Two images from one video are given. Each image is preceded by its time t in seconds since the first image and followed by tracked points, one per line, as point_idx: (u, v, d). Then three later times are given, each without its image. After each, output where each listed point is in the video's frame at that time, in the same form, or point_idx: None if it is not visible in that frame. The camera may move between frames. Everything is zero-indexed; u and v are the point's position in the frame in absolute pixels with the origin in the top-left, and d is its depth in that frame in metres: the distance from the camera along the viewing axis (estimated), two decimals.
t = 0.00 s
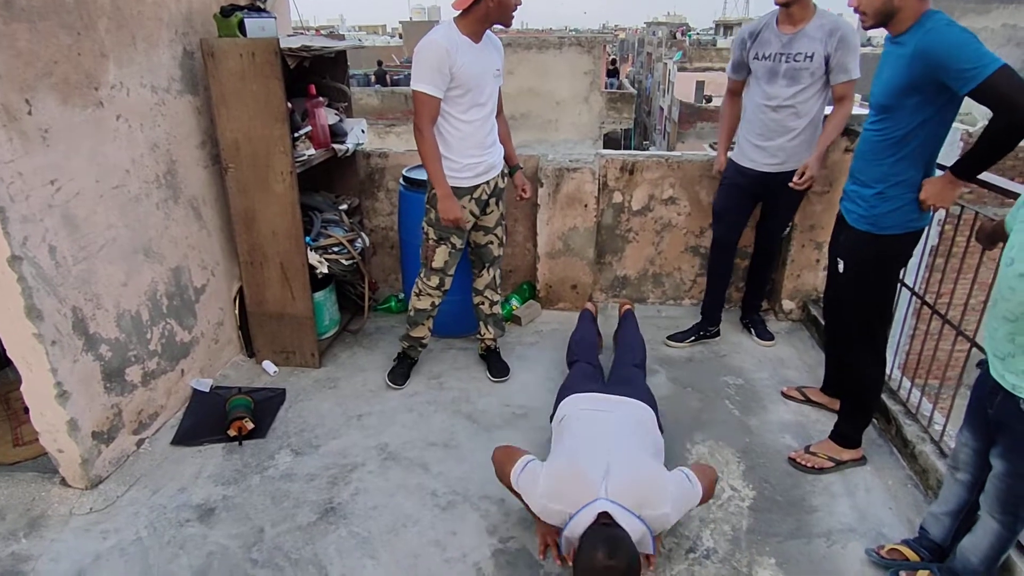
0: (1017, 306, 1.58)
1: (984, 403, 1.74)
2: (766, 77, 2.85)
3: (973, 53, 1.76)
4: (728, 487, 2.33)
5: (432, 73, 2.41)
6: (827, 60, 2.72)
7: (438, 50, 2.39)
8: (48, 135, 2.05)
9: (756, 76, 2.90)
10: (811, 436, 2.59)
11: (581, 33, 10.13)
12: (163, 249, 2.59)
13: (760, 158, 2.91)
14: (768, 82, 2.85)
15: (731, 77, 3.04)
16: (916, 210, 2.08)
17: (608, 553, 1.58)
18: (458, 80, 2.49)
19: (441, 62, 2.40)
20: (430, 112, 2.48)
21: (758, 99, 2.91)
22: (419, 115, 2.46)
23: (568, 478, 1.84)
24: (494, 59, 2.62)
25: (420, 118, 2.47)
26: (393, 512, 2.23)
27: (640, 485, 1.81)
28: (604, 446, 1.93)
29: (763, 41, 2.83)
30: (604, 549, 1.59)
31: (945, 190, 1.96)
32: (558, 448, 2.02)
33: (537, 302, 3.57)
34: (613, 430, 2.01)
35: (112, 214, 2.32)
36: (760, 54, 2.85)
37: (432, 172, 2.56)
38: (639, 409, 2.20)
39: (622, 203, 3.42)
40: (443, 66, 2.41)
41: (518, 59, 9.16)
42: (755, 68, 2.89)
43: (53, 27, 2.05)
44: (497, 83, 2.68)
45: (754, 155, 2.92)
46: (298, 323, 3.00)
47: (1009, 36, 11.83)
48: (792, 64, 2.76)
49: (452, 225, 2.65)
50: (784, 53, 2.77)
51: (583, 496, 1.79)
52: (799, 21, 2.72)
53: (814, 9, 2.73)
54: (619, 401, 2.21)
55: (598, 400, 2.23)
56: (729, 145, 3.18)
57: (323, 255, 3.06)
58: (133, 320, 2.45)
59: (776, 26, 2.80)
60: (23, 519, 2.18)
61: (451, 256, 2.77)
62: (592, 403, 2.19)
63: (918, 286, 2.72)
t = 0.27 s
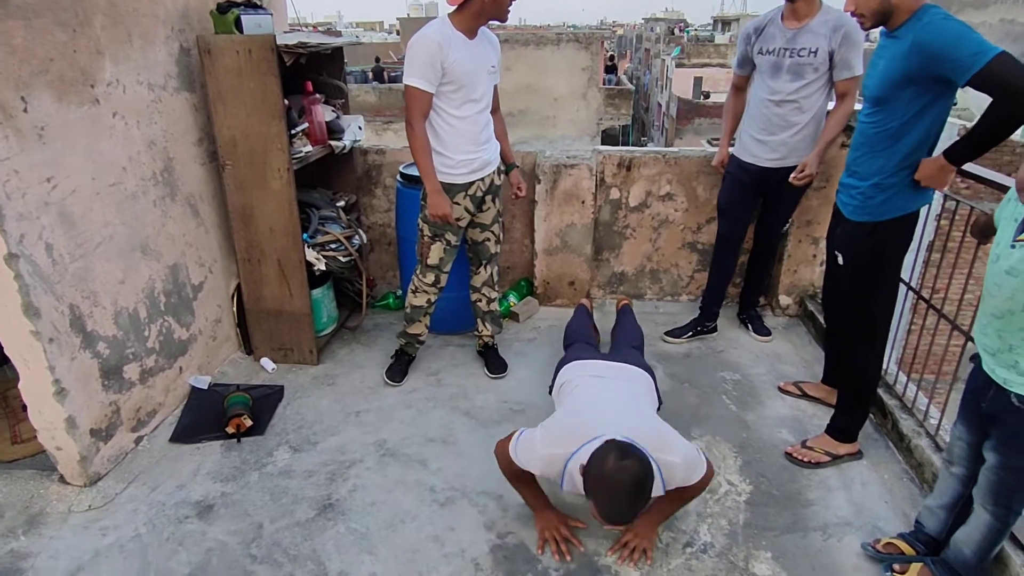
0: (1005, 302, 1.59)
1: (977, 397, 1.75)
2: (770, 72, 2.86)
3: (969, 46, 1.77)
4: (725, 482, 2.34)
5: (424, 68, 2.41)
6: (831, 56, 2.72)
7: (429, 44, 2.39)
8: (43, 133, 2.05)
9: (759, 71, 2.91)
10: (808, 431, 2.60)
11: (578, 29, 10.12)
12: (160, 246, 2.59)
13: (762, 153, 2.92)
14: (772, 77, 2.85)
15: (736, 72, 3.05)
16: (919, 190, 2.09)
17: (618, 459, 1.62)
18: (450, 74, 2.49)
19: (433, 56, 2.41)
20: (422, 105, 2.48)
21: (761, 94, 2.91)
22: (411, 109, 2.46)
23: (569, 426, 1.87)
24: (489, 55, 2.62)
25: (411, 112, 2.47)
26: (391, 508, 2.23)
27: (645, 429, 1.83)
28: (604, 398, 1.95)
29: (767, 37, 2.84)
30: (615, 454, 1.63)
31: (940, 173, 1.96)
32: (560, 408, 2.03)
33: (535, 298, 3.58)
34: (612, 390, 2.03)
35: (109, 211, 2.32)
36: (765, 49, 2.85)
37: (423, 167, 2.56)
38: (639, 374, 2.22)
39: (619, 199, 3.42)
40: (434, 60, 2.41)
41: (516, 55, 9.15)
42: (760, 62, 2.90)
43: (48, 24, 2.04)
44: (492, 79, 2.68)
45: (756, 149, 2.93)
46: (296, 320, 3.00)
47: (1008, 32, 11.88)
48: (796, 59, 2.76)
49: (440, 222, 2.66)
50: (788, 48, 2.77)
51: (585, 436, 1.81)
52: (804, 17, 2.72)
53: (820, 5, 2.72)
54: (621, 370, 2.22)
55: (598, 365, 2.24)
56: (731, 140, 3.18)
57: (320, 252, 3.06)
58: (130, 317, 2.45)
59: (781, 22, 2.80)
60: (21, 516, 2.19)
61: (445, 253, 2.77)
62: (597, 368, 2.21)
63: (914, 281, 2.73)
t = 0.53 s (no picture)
0: (1005, 296, 1.59)
1: (973, 394, 1.75)
2: (769, 71, 2.85)
3: (966, 46, 1.77)
4: (721, 480, 2.34)
5: (416, 66, 2.41)
6: (830, 55, 2.72)
7: (421, 43, 2.39)
8: (37, 133, 2.04)
9: (758, 70, 2.91)
10: (804, 429, 2.60)
11: (575, 28, 10.12)
12: (155, 247, 2.58)
13: (761, 151, 2.92)
14: (772, 76, 2.85)
15: (735, 72, 3.05)
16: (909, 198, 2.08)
17: (611, 351, 1.62)
18: (442, 73, 2.49)
19: (425, 55, 2.41)
20: (414, 104, 2.48)
21: (761, 92, 2.91)
22: (404, 108, 2.46)
23: (563, 328, 1.86)
24: (482, 54, 2.62)
25: (404, 111, 2.47)
26: (388, 508, 2.23)
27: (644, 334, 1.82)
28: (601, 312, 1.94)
29: (767, 36, 2.84)
30: (608, 347, 1.64)
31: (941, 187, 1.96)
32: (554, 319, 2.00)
33: (531, 297, 3.58)
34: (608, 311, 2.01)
35: (103, 212, 2.31)
36: (765, 48, 2.85)
37: (416, 167, 2.56)
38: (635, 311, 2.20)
39: (615, 198, 3.42)
40: (426, 59, 2.41)
41: (512, 54, 9.14)
42: (759, 62, 2.90)
43: (41, 24, 2.03)
44: (485, 78, 2.68)
45: (755, 148, 2.92)
46: (292, 320, 2.99)
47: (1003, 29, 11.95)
48: (796, 58, 2.76)
49: (434, 219, 2.64)
50: (788, 47, 2.77)
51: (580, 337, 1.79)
52: (804, 16, 2.72)
53: (820, 4, 2.73)
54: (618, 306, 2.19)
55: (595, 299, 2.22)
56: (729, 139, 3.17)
57: (316, 252, 3.06)
58: (125, 318, 2.44)
59: (780, 21, 2.80)
60: (17, 518, 2.18)
61: (440, 253, 2.77)
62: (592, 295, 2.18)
63: (910, 279, 2.73)
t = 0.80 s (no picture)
0: (1004, 289, 1.60)
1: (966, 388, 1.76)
2: (765, 68, 2.86)
3: (961, 60, 1.76)
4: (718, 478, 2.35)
5: (408, 64, 2.41)
6: (826, 53, 2.73)
7: (414, 41, 2.38)
8: (33, 134, 2.04)
9: (755, 66, 2.91)
10: (801, 426, 2.61)
11: (571, 26, 10.12)
12: (152, 247, 2.58)
13: (757, 149, 2.92)
14: (768, 73, 2.86)
15: (733, 68, 3.05)
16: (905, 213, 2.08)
17: (590, 505, 1.63)
18: (436, 72, 2.49)
19: (419, 53, 2.41)
20: (408, 103, 2.48)
21: (756, 89, 2.91)
22: (397, 107, 2.46)
23: (553, 446, 1.86)
24: (476, 53, 2.62)
25: (398, 110, 2.47)
26: (386, 507, 2.23)
27: (628, 444, 1.84)
28: (594, 408, 1.94)
29: (764, 32, 2.85)
30: (588, 500, 1.64)
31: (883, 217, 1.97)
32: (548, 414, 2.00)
33: (528, 296, 3.58)
34: (603, 397, 2.02)
35: (100, 213, 2.31)
36: (761, 45, 2.86)
37: (411, 167, 2.57)
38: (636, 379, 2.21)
39: (612, 196, 3.42)
40: (420, 58, 2.41)
41: (508, 53, 9.14)
42: (756, 58, 2.90)
43: (37, 25, 2.03)
44: (480, 77, 2.68)
45: (750, 144, 2.93)
46: (289, 320, 3.00)
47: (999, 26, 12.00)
48: (792, 55, 2.76)
49: (431, 217, 2.65)
50: (784, 44, 2.78)
51: (571, 460, 1.80)
52: (801, 13, 2.73)
53: (817, 2, 2.74)
54: (618, 372, 2.19)
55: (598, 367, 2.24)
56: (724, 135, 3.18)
57: (313, 251, 3.06)
58: (123, 319, 2.44)
59: (777, 18, 2.81)
60: (14, 519, 2.18)
61: (437, 252, 2.77)
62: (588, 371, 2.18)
63: (906, 276, 2.74)
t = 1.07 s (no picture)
0: (999, 286, 1.60)
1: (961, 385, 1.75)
2: (761, 66, 2.86)
3: (959, 68, 1.75)
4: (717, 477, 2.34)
5: (404, 64, 2.40)
6: (821, 52, 2.73)
7: (409, 41, 2.38)
8: (28, 136, 2.03)
9: (750, 65, 2.91)
10: (799, 425, 2.61)
11: (568, 27, 10.12)
12: (147, 249, 2.57)
13: (753, 148, 2.92)
14: (763, 71, 2.86)
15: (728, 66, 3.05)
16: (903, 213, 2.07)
17: (592, 508, 1.65)
18: (431, 72, 2.48)
19: (414, 53, 2.40)
20: (403, 103, 2.47)
21: (752, 88, 2.91)
22: (393, 108, 2.46)
23: (554, 455, 1.86)
24: (472, 53, 2.61)
25: (394, 110, 2.47)
26: (384, 509, 2.23)
27: (623, 457, 1.84)
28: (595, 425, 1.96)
29: (760, 31, 2.84)
30: (589, 504, 1.66)
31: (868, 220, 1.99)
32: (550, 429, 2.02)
33: (526, 296, 3.57)
34: (598, 414, 2.03)
35: (95, 214, 2.30)
36: (757, 43, 2.86)
37: (407, 169, 2.56)
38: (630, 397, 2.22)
39: (609, 196, 3.42)
40: (415, 58, 2.40)
41: (505, 53, 9.13)
42: (751, 56, 2.90)
43: (30, 26, 2.02)
44: (476, 77, 2.67)
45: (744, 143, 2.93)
46: (286, 321, 2.99)
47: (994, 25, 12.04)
48: (787, 53, 2.77)
49: (427, 218, 2.64)
50: (779, 43, 2.78)
51: (571, 471, 1.81)
52: (797, 12, 2.73)
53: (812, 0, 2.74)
54: (617, 389, 2.23)
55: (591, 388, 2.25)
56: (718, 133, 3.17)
57: (310, 253, 3.05)
58: (119, 321, 2.43)
59: (773, 16, 2.81)
60: (10, 523, 2.17)
61: (434, 253, 2.76)
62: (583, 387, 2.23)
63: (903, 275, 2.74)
